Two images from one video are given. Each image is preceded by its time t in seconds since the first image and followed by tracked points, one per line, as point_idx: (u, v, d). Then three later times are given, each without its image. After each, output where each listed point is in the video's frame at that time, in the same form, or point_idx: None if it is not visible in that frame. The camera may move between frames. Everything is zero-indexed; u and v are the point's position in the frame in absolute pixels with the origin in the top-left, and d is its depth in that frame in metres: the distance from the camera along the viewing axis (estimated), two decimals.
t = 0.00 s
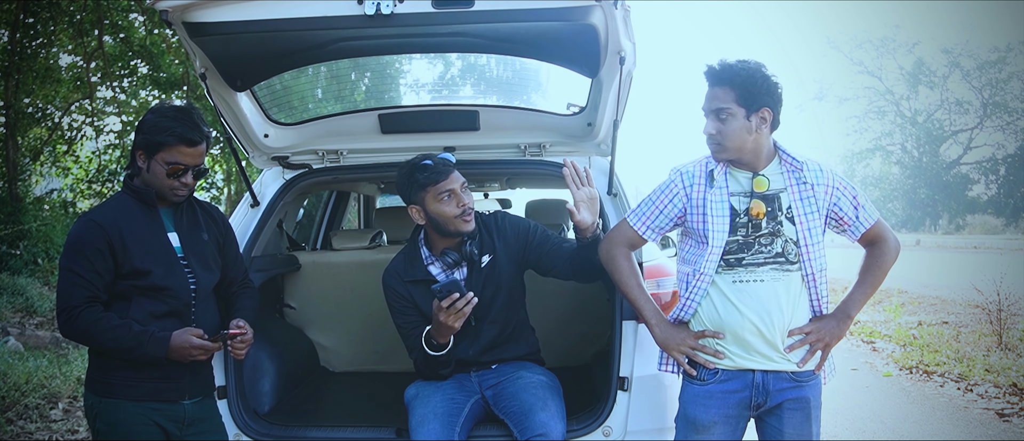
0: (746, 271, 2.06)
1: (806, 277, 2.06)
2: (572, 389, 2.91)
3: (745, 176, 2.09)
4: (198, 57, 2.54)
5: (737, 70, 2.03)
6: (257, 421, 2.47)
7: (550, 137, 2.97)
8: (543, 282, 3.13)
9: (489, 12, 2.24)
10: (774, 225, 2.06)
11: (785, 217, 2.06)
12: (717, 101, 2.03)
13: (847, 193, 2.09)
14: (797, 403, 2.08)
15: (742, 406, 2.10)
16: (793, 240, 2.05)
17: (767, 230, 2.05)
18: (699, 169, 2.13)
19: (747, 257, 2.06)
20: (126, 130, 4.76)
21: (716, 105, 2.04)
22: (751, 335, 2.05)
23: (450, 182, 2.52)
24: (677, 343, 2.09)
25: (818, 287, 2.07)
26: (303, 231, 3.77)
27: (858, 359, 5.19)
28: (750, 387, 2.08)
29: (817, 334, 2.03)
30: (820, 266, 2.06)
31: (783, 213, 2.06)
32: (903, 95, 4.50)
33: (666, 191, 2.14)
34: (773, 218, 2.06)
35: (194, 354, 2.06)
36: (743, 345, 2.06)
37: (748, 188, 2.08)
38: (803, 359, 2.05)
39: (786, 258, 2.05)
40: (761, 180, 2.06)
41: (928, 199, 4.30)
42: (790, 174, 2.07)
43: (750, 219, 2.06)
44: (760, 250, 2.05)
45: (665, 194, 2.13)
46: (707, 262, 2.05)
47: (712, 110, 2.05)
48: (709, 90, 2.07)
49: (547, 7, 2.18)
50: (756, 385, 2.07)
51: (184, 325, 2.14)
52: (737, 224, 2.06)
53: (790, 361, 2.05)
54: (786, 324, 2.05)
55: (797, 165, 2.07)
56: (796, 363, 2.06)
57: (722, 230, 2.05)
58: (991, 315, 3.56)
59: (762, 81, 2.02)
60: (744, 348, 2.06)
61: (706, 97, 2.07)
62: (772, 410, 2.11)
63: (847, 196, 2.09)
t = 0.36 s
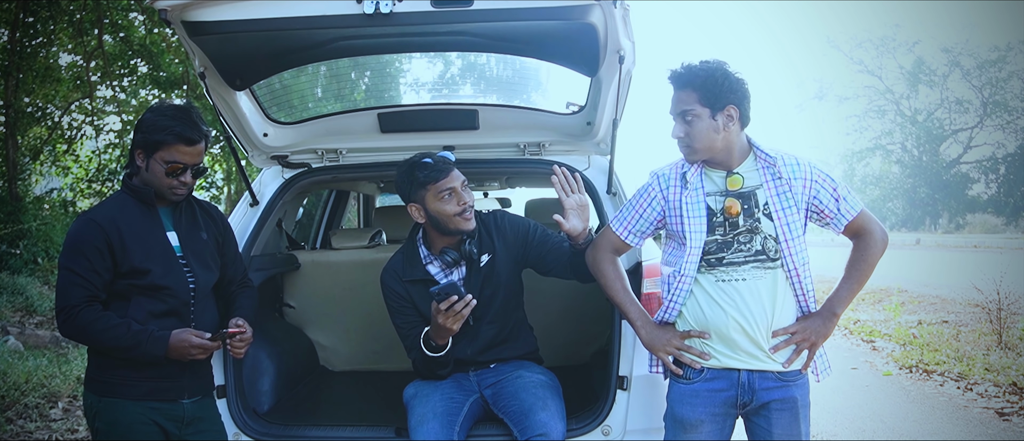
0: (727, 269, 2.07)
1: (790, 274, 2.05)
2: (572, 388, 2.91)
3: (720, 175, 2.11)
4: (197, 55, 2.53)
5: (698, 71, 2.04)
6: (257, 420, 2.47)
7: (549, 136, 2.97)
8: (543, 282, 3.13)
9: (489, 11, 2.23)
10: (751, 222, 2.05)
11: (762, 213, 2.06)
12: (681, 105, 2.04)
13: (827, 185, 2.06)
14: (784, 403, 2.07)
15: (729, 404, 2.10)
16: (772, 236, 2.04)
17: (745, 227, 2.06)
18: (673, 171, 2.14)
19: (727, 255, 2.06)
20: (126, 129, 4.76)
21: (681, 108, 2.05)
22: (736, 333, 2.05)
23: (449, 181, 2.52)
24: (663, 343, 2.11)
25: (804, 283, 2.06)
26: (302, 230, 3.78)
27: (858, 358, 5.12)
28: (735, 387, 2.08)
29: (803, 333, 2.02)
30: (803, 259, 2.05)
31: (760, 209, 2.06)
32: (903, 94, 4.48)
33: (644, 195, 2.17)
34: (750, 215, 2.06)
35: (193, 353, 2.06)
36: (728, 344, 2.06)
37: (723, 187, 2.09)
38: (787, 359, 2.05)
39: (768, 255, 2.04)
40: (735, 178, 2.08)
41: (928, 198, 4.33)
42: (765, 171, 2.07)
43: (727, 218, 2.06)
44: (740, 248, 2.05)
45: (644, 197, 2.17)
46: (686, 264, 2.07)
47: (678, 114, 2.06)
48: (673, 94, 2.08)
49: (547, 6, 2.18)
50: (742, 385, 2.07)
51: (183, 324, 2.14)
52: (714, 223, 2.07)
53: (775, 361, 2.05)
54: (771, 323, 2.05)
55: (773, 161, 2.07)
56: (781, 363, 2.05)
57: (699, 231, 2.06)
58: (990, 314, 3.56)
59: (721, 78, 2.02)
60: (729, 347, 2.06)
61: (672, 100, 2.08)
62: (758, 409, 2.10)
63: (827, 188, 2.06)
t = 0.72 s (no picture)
0: (724, 270, 2.06)
1: (787, 274, 2.04)
2: (574, 387, 2.91)
3: (715, 175, 2.11)
4: (196, 55, 2.52)
5: (690, 73, 2.03)
6: (256, 420, 2.47)
7: (549, 135, 2.96)
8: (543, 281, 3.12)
9: (489, 10, 2.23)
10: (748, 222, 2.05)
11: (758, 212, 2.05)
12: (674, 108, 2.04)
13: (823, 184, 2.06)
14: (782, 403, 2.06)
15: (727, 404, 2.09)
16: (769, 235, 2.04)
17: (741, 227, 2.06)
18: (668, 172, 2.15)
19: (724, 255, 2.06)
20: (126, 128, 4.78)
21: (674, 110, 2.05)
22: (734, 334, 2.05)
23: (447, 180, 2.51)
24: (661, 344, 2.10)
25: (802, 283, 2.05)
26: (303, 229, 3.78)
27: (858, 358, 5.12)
28: (733, 386, 2.07)
29: (801, 334, 2.02)
30: (800, 259, 2.04)
31: (756, 209, 2.05)
32: (903, 94, 4.47)
33: (640, 197, 2.19)
34: (746, 216, 2.06)
35: (192, 352, 2.05)
36: (726, 344, 2.06)
37: (718, 188, 2.10)
38: (786, 359, 2.05)
39: (764, 255, 2.04)
40: (730, 178, 2.08)
41: (929, 197, 4.32)
42: (760, 170, 2.07)
43: (722, 219, 2.07)
44: (737, 248, 2.05)
45: (641, 199, 2.19)
46: (684, 265, 2.08)
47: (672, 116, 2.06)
48: (666, 96, 2.08)
49: (547, 5, 2.17)
50: (740, 384, 2.06)
51: (182, 323, 2.14)
52: (710, 224, 2.08)
53: (773, 361, 2.05)
54: (768, 322, 2.04)
55: (771, 162, 2.06)
56: (779, 363, 2.05)
57: (695, 232, 2.07)
58: (991, 314, 3.56)
59: (714, 80, 2.01)
60: (727, 347, 2.06)
61: (666, 102, 2.08)
62: (757, 409, 2.09)
63: (824, 187, 2.06)
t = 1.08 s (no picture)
0: (719, 270, 2.07)
1: (781, 274, 2.04)
2: (574, 387, 2.91)
3: (710, 175, 2.11)
4: (195, 54, 2.52)
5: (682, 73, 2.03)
6: (254, 421, 2.47)
7: (549, 135, 2.96)
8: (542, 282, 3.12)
9: (489, 10, 2.23)
10: (742, 222, 2.06)
11: (752, 212, 2.06)
12: (668, 108, 2.04)
13: (817, 184, 2.07)
14: (775, 404, 2.05)
15: (720, 403, 2.09)
16: (763, 236, 2.04)
17: (735, 227, 2.06)
18: (661, 172, 2.16)
19: (718, 256, 2.06)
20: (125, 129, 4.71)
21: (668, 110, 2.05)
22: (727, 334, 2.05)
23: (471, 183, 2.47)
24: (655, 344, 2.10)
25: (795, 283, 2.05)
26: (302, 229, 3.79)
27: (858, 358, 5.11)
28: (726, 386, 2.07)
29: (795, 334, 2.01)
30: (794, 259, 2.04)
31: (750, 209, 2.06)
32: (903, 94, 4.47)
33: (635, 196, 2.20)
34: (740, 216, 2.06)
35: (191, 352, 2.05)
36: (719, 344, 2.06)
37: (712, 188, 2.10)
38: (779, 360, 2.04)
39: (758, 256, 2.04)
40: (725, 178, 2.08)
41: (929, 197, 4.31)
42: (755, 170, 2.08)
43: (717, 219, 2.07)
44: (731, 249, 2.05)
45: (635, 198, 2.20)
46: (677, 264, 2.08)
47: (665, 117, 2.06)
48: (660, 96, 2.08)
49: (547, 4, 2.17)
50: (733, 384, 2.06)
51: (181, 323, 2.14)
52: (704, 224, 2.07)
53: (767, 362, 2.04)
54: (762, 323, 2.04)
55: (766, 163, 2.07)
56: (772, 364, 2.05)
57: (689, 233, 2.07)
58: (990, 314, 3.56)
59: (706, 80, 2.01)
60: (721, 347, 2.06)
61: (659, 103, 2.08)
62: (751, 409, 2.08)
63: (818, 187, 2.07)
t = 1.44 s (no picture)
0: (709, 271, 2.07)
1: (772, 274, 2.04)
2: (574, 387, 2.91)
3: (699, 178, 2.13)
4: (194, 54, 2.52)
5: (680, 71, 2.05)
6: (254, 422, 2.47)
7: (548, 135, 2.96)
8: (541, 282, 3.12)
9: (489, 10, 2.22)
10: (732, 224, 2.06)
11: (741, 214, 2.06)
12: (675, 106, 2.03)
13: (808, 184, 2.06)
14: (767, 404, 2.04)
15: (712, 403, 2.08)
16: (753, 237, 2.04)
17: (725, 229, 2.06)
18: (649, 175, 2.18)
19: (708, 257, 2.07)
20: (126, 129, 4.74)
21: (674, 109, 2.03)
22: (718, 335, 2.04)
23: (499, 185, 2.48)
24: (646, 345, 2.09)
25: (786, 284, 2.04)
26: (302, 229, 3.80)
27: (858, 359, 5.16)
28: (718, 387, 2.06)
29: (786, 336, 1.99)
30: (785, 260, 2.03)
31: (740, 211, 2.07)
32: (902, 95, 4.47)
33: (625, 198, 2.21)
34: (730, 217, 2.07)
35: (191, 354, 2.04)
36: (710, 345, 2.06)
37: (702, 190, 2.11)
38: (769, 361, 2.03)
39: (749, 257, 2.04)
40: (714, 180, 2.09)
41: (929, 198, 4.31)
42: (744, 171, 2.08)
43: (706, 220, 2.08)
44: (721, 250, 2.06)
45: (625, 201, 2.21)
46: (667, 267, 2.08)
47: (672, 114, 2.04)
48: (659, 99, 2.06)
49: (547, 4, 2.17)
50: (724, 385, 2.05)
51: (180, 324, 2.13)
52: (694, 226, 2.09)
53: (758, 364, 2.03)
54: (753, 324, 2.03)
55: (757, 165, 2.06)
56: (763, 366, 2.03)
57: (678, 236, 2.08)
58: (991, 315, 3.55)
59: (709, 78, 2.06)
60: (712, 348, 2.06)
61: (661, 102, 2.05)
62: (742, 411, 2.07)
63: (808, 187, 2.06)
